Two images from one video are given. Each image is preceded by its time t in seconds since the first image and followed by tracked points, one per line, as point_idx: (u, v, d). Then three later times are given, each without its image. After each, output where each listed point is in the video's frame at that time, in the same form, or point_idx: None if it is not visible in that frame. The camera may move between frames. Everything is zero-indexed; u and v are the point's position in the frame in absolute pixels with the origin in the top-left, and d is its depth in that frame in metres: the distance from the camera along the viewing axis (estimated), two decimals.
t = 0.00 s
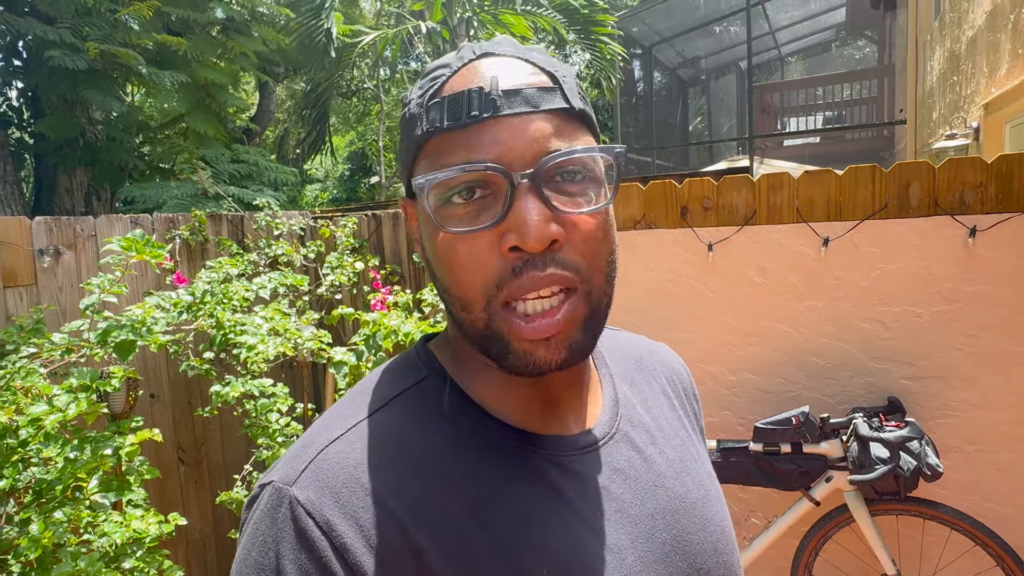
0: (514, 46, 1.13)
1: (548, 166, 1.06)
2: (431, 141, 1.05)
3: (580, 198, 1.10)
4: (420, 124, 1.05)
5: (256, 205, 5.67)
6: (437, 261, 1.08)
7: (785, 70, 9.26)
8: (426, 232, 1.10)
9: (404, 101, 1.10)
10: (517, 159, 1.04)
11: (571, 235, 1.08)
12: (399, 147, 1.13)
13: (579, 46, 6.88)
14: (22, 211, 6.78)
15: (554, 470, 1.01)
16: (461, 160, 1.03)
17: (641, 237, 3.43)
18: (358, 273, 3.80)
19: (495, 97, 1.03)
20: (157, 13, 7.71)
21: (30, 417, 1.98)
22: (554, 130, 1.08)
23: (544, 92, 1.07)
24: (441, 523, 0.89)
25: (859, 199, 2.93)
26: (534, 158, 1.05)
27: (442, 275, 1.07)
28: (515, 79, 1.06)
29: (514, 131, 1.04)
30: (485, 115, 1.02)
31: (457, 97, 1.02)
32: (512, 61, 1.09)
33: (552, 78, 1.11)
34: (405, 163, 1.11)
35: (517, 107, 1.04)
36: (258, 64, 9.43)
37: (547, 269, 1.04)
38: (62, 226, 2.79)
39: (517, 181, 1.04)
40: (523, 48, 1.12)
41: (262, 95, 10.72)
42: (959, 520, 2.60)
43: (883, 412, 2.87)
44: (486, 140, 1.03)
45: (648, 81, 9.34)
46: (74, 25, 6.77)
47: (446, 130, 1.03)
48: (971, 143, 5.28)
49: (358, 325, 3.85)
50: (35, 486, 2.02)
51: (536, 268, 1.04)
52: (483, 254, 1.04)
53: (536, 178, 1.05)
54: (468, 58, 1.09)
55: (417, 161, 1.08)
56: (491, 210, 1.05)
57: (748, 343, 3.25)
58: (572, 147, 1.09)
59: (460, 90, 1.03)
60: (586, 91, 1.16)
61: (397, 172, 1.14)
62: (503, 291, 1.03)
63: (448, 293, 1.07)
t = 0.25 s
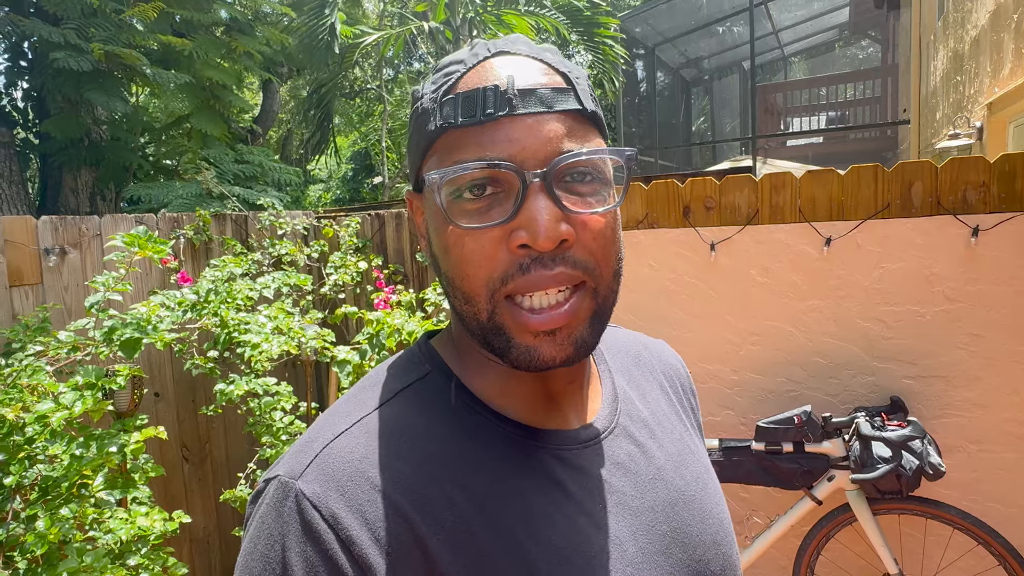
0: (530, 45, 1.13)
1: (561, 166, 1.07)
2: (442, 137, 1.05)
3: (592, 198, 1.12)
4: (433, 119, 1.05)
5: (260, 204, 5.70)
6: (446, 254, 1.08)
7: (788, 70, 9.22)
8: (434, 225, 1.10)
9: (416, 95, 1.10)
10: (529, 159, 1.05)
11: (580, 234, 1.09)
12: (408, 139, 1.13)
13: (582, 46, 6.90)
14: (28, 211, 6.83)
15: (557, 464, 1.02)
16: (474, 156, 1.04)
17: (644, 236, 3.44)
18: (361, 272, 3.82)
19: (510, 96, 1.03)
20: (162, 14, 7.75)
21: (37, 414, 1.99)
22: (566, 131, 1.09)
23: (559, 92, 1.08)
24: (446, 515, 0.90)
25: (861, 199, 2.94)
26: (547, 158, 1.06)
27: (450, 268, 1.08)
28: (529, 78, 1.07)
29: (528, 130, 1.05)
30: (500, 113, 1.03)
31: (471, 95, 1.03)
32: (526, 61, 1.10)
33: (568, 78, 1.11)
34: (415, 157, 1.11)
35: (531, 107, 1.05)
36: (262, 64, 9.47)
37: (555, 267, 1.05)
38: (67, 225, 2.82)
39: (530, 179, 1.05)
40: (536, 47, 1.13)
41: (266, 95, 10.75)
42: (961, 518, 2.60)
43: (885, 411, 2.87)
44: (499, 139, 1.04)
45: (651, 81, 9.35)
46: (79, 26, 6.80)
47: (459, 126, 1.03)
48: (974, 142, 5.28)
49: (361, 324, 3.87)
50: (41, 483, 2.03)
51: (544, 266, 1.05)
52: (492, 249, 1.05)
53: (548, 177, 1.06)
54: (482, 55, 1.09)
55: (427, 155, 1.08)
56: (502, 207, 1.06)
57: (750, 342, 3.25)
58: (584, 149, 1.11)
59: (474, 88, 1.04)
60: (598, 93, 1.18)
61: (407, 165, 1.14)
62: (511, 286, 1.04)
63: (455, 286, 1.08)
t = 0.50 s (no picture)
0: (542, 42, 1.14)
1: (573, 165, 1.08)
2: (454, 132, 1.06)
3: (602, 198, 1.13)
4: (445, 113, 1.05)
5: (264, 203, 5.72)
6: (455, 249, 1.08)
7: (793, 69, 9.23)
8: (442, 221, 1.10)
9: (427, 87, 1.09)
10: (542, 157, 1.06)
11: (589, 234, 1.10)
12: (416, 131, 1.12)
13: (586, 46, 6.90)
14: (33, 210, 6.86)
15: (557, 458, 1.02)
16: (488, 152, 1.04)
17: (647, 236, 3.44)
18: (364, 271, 3.83)
19: (526, 94, 1.04)
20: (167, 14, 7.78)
21: (43, 411, 2.00)
22: (579, 130, 1.10)
23: (573, 92, 1.09)
24: (446, 509, 0.91)
25: (864, 198, 2.93)
26: (559, 158, 1.07)
27: (459, 264, 1.08)
28: (543, 77, 1.07)
29: (542, 128, 1.06)
30: (515, 109, 1.03)
31: (486, 90, 1.03)
32: (540, 58, 1.10)
33: (581, 77, 1.12)
34: (423, 150, 1.10)
35: (546, 105, 1.05)
36: (266, 64, 9.49)
37: (565, 266, 1.06)
38: (73, 224, 2.83)
39: (543, 178, 1.06)
40: (549, 46, 1.13)
41: (270, 95, 10.78)
42: (964, 518, 2.60)
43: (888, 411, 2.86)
44: (513, 136, 1.05)
45: (655, 81, 9.35)
46: (84, 26, 6.83)
47: (473, 120, 1.04)
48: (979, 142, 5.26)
49: (364, 323, 3.88)
50: (47, 479, 2.05)
51: (554, 265, 1.05)
52: (503, 247, 1.05)
53: (560, 176, 1.07)
54: (496, 51, 1.09)
55: (438, 148, 1.08)
56: (513, 206, 1.06)
57: (753, 341, 3.25)
58: (597, 149, 1.12)
59: (489, 83, 1.04)
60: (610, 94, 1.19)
61: (414, 158, 1.13)
62: (520, 284, 1.05)
63: (462, 282, 1.08)
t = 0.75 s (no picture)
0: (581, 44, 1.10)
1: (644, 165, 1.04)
2: (534, 121, 0.96)
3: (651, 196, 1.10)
4: (525, 102, 0.95)
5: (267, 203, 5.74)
6: (529, 239, 0.96)
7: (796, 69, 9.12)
8: (506, 209, 0.97)
9: (485, 73, 0.97)
10: (623, 152, 1.01)
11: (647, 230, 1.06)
12: (464, 117, 0.99)
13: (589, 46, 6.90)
14: (37, 209, 6.90)
15: (553, 457, 1.02)
16: (577, 143, 0.97)
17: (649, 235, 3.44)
18: (368, 270, 3.82)
19: (614, 93, 1.00)
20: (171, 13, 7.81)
21: (47, 408, 2.02)
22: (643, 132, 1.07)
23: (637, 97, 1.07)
24: (445, 512, 0.91)
25: (868, 198, 2.93)
26: (631, 155, 1.02)
27: (532, 255, 0.97)
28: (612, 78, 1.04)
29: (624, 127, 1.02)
30: (605, 105, 0.98)
31: (573, 84, 0.97)
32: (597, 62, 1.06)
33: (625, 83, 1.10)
34: (483, 136, 0.97)
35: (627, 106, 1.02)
36: (270, 64, 9.51)
37: (642, 258, 1.01)
38: (78, 223, 2.84)
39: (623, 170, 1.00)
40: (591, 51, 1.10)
41: (273, 95, 10.80)
42: (967, 519, 2.59)
43: (891, 411, 2.86)
44: (595, 133, 0.99)
45: (659, 80, 9.35)
46: (89, 26, 6.85)
47: (562, 112, 0.96)
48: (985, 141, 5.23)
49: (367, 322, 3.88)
50: (51, 477, 2.06)
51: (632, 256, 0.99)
52: (584, 236, 0.97)
53: (635, 171, 1.01)
54: (558, 47, 1.03)
55: (509, 136, 0.97)
56: (599, 194, 0.98)
57: (756, 342, 3.25)
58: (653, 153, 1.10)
59: (571, 77, 0.98)
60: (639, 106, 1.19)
61: (463, 143, 0.99)
62: (604, 275, 0.97)
63: (533, 278, 0.98)
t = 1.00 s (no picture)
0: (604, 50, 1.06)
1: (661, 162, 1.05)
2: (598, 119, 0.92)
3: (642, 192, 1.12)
4: (592, 96, 0.90)
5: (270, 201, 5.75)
6: (592, 227, 0.91)
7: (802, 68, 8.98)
8: (564, 194, 0.91)
9: (547, 64, 0.90)
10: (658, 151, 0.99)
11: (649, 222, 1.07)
12: (522, 106, 0.90)
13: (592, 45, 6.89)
14: (41, 208, 6.93)
15: (551, 454, 0.97)
16: (633, 140, 0.95)
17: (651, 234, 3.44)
18: (369, 269, 3.83)
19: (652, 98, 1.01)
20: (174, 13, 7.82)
21: (48, 407, 2.02)
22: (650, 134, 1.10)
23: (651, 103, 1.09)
24: (444, 513, 0.85)
25: (869, 197, 2.92)
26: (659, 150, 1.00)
27: (593, 242, 0.91)
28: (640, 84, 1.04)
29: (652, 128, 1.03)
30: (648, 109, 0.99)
31: (628, 85, 0.95)
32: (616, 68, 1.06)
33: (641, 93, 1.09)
34: (547, 126, 0.90)
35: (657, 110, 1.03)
36: (273, 63, 9.53)
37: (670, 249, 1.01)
38: (80, 222, 2.85)
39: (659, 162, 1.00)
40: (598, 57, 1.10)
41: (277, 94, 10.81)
42: (968, 519, 2.58)
43: (892, 411, 2.85)
44: (638, 134, 0.96)
45: (662, 79, 9.34)
46: (92, 25, 6.86)
47: (622, 111, 0.94)
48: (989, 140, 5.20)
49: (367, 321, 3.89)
50: (52, 474, 2.07)
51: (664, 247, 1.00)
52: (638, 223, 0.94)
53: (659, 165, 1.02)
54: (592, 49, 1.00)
55: (571, 130, 0.91)
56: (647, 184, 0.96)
57: (757, 341, 3.24)
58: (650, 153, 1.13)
59: (623, 78, 0.96)
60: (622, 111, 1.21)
61: (523, 130, 0.90)
62: (651, 265, 0.96)
63: (589, 268, 0.92)
